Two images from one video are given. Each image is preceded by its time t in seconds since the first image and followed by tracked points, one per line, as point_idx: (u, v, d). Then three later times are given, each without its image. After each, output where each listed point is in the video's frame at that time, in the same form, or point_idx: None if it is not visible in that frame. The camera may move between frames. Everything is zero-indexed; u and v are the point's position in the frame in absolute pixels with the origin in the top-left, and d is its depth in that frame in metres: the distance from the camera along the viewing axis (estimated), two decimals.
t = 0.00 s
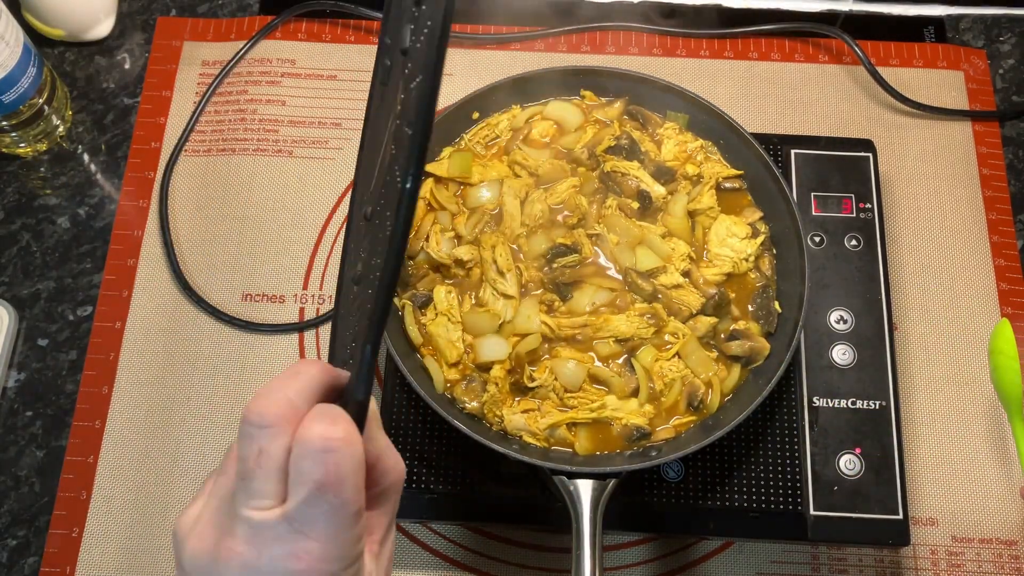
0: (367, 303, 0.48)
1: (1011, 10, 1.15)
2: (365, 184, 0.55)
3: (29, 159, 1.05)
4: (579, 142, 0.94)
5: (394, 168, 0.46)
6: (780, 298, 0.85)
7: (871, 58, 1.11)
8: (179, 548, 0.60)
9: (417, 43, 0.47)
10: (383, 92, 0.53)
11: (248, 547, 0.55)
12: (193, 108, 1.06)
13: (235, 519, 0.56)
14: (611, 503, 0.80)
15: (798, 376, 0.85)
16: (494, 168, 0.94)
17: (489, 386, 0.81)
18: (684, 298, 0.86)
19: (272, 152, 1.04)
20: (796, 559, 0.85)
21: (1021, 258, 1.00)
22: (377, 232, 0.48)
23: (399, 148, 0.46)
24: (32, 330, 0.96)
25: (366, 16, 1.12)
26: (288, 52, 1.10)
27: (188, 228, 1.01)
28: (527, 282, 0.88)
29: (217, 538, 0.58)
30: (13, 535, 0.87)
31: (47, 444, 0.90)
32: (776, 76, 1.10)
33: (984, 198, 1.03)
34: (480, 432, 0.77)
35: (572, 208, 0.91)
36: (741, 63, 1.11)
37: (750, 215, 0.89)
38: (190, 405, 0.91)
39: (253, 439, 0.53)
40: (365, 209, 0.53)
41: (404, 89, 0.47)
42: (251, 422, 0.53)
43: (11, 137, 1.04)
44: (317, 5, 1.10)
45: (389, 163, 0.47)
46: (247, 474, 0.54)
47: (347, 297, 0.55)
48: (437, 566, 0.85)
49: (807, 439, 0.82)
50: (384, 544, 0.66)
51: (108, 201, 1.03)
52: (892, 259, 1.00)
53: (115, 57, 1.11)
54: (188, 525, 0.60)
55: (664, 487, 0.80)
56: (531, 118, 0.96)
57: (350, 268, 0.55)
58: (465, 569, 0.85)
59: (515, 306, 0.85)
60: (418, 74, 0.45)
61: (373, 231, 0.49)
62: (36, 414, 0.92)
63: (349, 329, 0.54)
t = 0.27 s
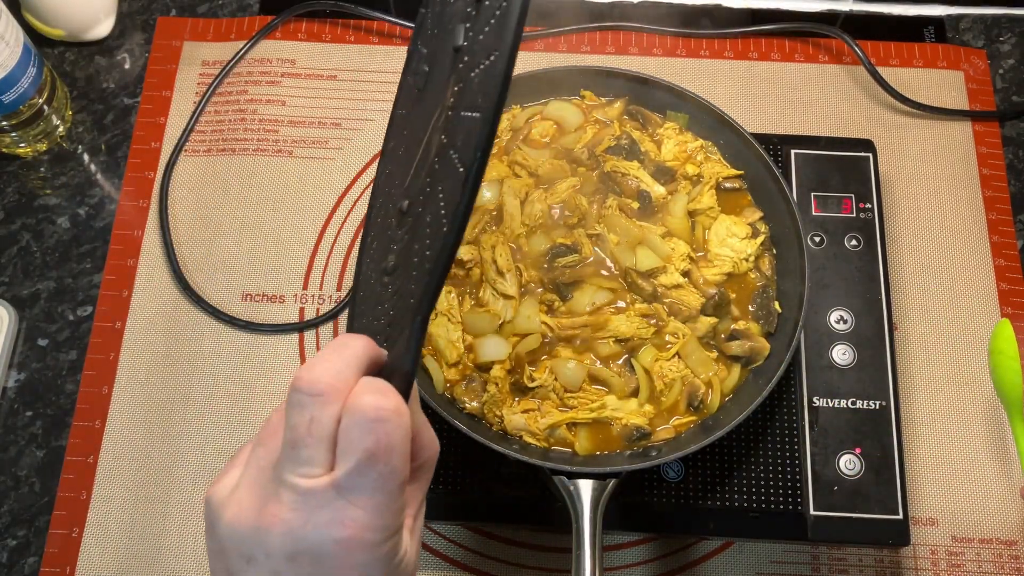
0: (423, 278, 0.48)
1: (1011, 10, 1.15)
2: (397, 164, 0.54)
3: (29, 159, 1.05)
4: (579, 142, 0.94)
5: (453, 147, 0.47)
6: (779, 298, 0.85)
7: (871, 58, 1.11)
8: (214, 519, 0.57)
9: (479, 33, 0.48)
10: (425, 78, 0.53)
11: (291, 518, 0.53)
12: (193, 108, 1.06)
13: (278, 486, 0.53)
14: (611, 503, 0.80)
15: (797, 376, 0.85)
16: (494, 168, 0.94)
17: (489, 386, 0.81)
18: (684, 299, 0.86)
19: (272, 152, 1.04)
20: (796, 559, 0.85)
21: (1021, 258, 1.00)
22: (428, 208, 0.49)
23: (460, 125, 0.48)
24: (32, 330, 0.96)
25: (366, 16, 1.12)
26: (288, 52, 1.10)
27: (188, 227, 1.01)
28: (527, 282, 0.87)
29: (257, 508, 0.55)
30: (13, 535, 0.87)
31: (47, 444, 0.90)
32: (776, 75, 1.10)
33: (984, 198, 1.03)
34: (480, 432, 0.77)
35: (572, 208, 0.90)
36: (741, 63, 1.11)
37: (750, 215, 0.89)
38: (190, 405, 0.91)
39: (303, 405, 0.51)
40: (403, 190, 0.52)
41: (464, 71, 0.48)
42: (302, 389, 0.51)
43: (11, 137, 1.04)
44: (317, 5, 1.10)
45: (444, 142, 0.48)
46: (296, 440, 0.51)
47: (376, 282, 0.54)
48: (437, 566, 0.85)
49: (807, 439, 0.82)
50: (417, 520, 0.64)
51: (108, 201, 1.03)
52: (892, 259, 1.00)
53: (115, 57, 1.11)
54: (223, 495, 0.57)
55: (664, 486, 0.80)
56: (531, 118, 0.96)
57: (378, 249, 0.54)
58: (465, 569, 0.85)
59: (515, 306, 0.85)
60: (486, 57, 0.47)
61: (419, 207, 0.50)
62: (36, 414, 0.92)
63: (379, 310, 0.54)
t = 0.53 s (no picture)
0: (527, 261, 0.51)
1: (1011, 11, 1.15)
2: (406, 142, 0.56)
3: (29, 159, 1.05)
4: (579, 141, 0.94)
5: (550, 135, 0.48)
6: (778, 299, 0.85)
7: (871, 58, 1.11)
8: (280, 487, 0.50)
9: (572, 51, 0.48)
10: (446, 54, 0.54)
11: (404, 488, 0.48)
12: (193, 108, 1.06)
13: (388, 453, 0.48)
14: (612, 503, 0.80)
15: (797, 375, 0.85)
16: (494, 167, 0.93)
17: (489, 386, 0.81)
18: (684, 299, 0.86)
19: (271, 152, 1.04)
20: (796, 559, 0.85)
21: (1021, 258, 1.00)
22: (520, 202, 0.50)
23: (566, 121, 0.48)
24: (32, 330, 0.96)
25: (366, 16, 1.11)
26: (288, 52, 1.10)
27: (188, 227, 1.01)
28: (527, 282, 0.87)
29: (360, 479, 0.48)
30: (13, 535, 0.87)
31: (47, 444, 0.90)
32: (776, 75, 1.10)
33: (984, 198, 1.03)
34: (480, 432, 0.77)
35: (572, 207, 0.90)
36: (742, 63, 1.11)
37: (750, 215, 0.89)
38: (190, 405, 0.91)
39: (421, 373, 0.45)
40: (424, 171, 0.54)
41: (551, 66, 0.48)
42: (424, 358, 0.46)
43: (11, 137, 1.04)
44: (317, 4, 1.10)
45: (528, 133, 0.49)
46: (409, 406, 0.46)
47: (400, 261, 0.56)
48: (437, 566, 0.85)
49: (807, 438, 0.82)
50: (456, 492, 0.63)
51: (108, 201, 1.03)
52: (892, 258, 1.00)
53: (115, 57, 1.11)
54: (296, 461, 0.49)
55: (664, 487, 0.80)
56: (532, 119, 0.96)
57: (394, 231, 0.56)
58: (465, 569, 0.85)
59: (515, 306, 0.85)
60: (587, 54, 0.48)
61: (496, 198, 0.50)
62: (36, 414, 0.92)
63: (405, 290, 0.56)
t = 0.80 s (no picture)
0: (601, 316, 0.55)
1: (1011, 11, 1.15)
2: (472, 173, 0.61)
3: (28, 159, 1.05)
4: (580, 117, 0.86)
5: (648, 224, 0.55)
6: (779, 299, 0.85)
7: (871, 58, 1.11)
8: (471, 428, 0.50)
9: (693, 160, 0.56)
10: (548, 110, 0.61)
11: (594, 455, 0.49)
12: (193, 108, 1.06)
13: (587, 418, 0.50)
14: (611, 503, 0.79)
15: (797, 375, 0.84)
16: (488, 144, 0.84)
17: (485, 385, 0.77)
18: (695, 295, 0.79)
19: (271, 151, 1.04)
20: (796, 559, 0.85)
21: (1021, 258, 1.00)
22: (643, 232, 0.55)
23: (686, 171, 0.56)
24: (32, 330, 0.96)
25: (366, 16, 1.12)
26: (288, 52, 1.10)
27: (188, 227, 1.01)
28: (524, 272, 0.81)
29: (547, 434, 0.49)
30: (13, 535, 0.87)
31: (47, 444, 0.90)
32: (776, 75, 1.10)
33: (984, 198, 1.03)
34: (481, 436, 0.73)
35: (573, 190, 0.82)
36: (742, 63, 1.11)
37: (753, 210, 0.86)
38: (190, 405, 0.91)
39: (630, 350, 0.50)
40: (506, 197, 0.59)
41: (666, 128, 0.57)
42: (634, 339, 0.50)
43: (11, 137, 1.04)
44: (317, 5, 1.11)
45: (636, 208, 0.56)
46: (633, 363, 0.50)
47: (461, 262, 0.59)
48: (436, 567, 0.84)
49: (807, 438, 0.82)
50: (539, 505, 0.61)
51: (108, 201, 1.03)
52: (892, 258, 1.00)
53: (115, 57, 1.11)
54: (496, 408, 0.50)
55: (664, 486, 0.80)
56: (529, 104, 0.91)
57: (468, 243, 0.59)
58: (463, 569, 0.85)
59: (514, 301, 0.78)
60: (709, 123, 0.56)
61: (610, 226, 0.56)
62: (35, 414, 0.92)
63: (476, 300, 0.57)
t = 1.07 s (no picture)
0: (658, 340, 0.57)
1: (1011, 10, 1.15)
2: (532, 186, 0.64)
3: (28, 159, 1.05)
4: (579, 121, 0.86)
5: (715, 260, 0.58)
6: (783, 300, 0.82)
7: (871, 58, 1.11)
8: (567, 427, 0.51)
9: (758, 210, 0.59)
10: (612, 144, 0.64)
11: (674, 464, 0.52)
12: (193, 108, 1.06)
13: (671, 430, 0.52)
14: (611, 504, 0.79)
15: (797, 374, 0.83)
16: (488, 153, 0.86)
17: (488, 386, 0.77)
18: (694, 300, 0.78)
19: (271, 151, 1.04)
20: (796, 559, 0.85)
21: (1021, 258, 1.00)
22: (704, 268, 0.58)
23: (750, 219, 0.59)
24: (32, 330, 0.96)
25: (366, 16, 1.12)
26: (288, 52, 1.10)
27: (187, 227, 1.01)
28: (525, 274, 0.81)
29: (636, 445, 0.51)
30: (13, 535, 0.86)
31: (47, 444, 0.90)
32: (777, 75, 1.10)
33: (985, 198, 1.03)
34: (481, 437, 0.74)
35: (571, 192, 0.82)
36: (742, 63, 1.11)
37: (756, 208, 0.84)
38: (190, 406, 0.91)
39: (717, 369, 0.53)
40: (569, 216, 0.62)
41: (731, 176, 0.61)
42: (718, 360, 0.53)
43: (11, 137, 1.04)
44: (317, 4, 1.11)
45: (703, 245, 0.59)
46: (715, 380, 0.53)
47: (520, 269, 0.61)
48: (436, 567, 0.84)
49: (807, 438, 0.80)
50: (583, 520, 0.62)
51: (108, 201, 1.03)
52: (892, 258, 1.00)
53: (115, 56, 1.11)
54: (592, 404, 0.51)
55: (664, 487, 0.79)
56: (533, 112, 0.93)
57: (528, 256, 0.61)
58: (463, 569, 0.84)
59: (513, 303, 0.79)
60: (771, 178, 0.60)
61: (673, 258, 0.58)
62: (35, 414, 0.92)
63: (533, 310, 0.60)
